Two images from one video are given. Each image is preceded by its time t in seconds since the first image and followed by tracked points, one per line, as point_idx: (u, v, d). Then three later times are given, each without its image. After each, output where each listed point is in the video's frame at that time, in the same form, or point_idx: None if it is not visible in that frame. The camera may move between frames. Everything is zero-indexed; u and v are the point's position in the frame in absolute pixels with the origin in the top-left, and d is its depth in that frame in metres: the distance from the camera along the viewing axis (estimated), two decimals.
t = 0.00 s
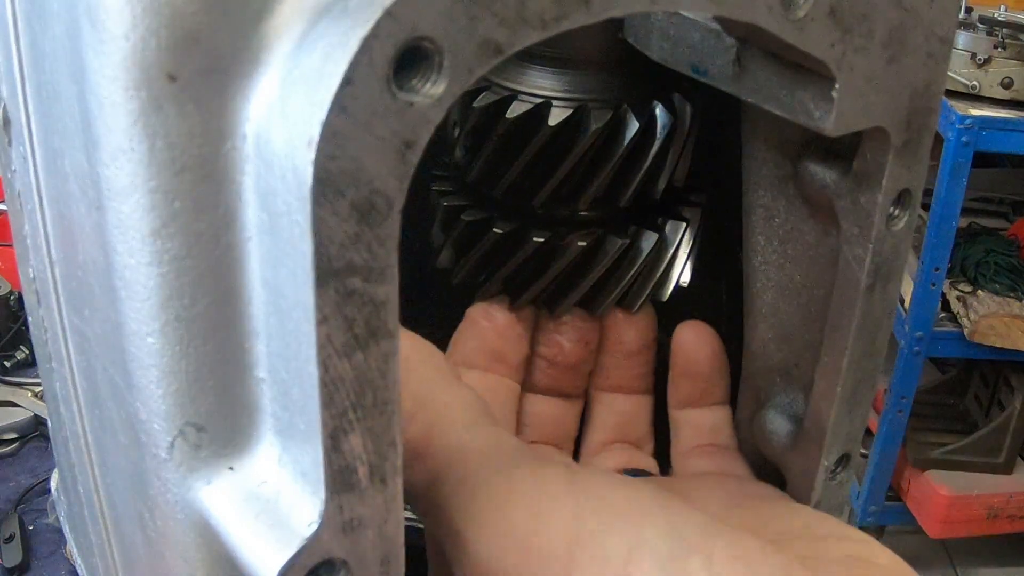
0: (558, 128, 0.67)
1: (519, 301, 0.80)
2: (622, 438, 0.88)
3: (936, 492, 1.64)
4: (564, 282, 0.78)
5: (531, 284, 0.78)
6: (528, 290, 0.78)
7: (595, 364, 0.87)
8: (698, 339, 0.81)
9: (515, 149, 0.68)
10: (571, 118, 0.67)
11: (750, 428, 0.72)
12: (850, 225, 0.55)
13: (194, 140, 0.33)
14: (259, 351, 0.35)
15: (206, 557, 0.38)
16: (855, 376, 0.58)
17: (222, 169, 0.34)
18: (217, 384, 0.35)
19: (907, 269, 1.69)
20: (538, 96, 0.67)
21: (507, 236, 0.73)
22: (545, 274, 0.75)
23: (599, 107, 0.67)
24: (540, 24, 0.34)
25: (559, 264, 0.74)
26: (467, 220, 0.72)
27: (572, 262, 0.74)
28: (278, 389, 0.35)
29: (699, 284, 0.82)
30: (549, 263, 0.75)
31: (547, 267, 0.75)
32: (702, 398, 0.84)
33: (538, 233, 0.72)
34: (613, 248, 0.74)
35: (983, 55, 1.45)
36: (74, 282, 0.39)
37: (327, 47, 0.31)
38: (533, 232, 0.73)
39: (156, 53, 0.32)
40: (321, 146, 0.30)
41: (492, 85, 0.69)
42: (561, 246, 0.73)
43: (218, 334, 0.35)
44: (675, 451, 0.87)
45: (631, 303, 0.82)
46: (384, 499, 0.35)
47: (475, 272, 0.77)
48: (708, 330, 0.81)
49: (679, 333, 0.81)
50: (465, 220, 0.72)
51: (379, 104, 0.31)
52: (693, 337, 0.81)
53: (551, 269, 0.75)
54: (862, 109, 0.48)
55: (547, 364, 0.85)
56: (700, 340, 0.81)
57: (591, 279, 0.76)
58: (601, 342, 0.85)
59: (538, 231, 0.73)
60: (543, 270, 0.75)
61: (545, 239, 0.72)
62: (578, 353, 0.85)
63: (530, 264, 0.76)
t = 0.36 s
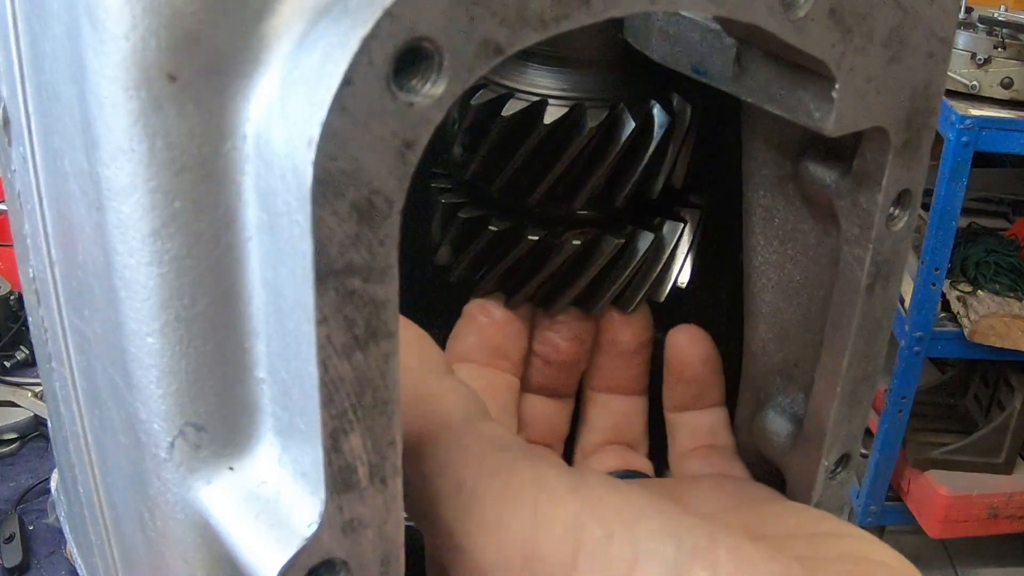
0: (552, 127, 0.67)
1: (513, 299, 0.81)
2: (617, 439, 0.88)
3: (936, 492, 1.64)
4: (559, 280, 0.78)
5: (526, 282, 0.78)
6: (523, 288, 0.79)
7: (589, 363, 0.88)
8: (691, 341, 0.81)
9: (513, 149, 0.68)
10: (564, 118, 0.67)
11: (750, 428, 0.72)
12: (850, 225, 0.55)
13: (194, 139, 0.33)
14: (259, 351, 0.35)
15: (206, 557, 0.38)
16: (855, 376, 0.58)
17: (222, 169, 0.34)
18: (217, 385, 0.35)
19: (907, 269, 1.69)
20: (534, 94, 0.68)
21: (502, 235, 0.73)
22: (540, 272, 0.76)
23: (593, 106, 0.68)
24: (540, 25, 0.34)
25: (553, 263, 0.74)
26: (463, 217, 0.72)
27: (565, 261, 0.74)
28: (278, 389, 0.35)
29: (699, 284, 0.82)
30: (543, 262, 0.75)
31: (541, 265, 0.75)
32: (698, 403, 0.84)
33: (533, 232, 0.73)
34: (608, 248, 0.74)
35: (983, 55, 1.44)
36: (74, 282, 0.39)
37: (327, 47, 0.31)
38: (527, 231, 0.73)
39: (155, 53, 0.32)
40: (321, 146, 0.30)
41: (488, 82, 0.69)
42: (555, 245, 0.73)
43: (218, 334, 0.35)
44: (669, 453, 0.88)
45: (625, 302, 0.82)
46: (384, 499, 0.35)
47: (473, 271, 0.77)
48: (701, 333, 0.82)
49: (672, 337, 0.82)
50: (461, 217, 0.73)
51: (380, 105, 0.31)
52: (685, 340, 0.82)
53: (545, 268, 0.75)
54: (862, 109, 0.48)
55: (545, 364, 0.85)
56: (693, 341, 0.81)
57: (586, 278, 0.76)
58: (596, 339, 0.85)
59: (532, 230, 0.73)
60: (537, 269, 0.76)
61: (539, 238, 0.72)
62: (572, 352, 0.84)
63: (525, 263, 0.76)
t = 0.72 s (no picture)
0: (553, 127, 0.67)
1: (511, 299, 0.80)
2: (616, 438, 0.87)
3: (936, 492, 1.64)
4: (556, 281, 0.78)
5: (522, 283, 0.77)
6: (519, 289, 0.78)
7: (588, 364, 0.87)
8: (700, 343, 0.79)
9: (511, 148, 0.68)
10: (563, 117, 0.67)
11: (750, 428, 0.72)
12: (849, 225, 0.55)
13: (195, 139, 0.33)
14: (259, 351, 0.35)
15: (205, 558, 0.38)
16: (855, 376, 0.58)
17: (222, 169, 0.34)
18: (217, 385, 0.35)
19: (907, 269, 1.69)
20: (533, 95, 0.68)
21: (500, 234, 0.73)
22: (536, 273, 0.75)
23: (593, 106, 0.68)
24: (540, 25, 0.34)
25: (549, 263, 0.73)
26: (461, 218, 0.72)
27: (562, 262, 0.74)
28: (278, 389, 0.35)
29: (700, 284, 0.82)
30: (539, 262, 0.74)
31: (538, 266, 0.75)
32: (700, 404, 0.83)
33: (529, 232, 0.72)
34: (604, 249, 0.74)
35: (983, 55, 1.44)
36: (74, 281, 0.39)
37: (327, 47, 0.31)
38: (524, 230, 0.72)
39: (156, 53, 0.32)
40: (321, 146, 0.30)
41: (487, 82, 0.70)
42: (551, 244, 0.72)
43: (218, 334, 0.35)
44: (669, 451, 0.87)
45: (622, 304, 0.82)
46: (384, 499, 0.35)
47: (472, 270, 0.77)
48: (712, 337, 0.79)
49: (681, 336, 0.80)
50: (460, 217, 0.72)
51: (380, 105, 0.31)
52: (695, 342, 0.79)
53: (541, 268, 0.74)
54: (862, 109, 0.48)
55: (542, 364, 0.85)
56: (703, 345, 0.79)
57: (582, 279, 0.76)
58: (595, 340, 0.85)
59: (529, 230, 0.72)
60: (534, 269, 0.75)
61: (536, 238, 0.72)
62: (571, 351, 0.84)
63: (522, 262, 0.75)
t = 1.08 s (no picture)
0: (551, 124, 0.67)
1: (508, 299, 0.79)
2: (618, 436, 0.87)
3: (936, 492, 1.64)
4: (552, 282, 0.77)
5: (518, 283, 0.76)
6: (516, 290, 0.77)
7: (588, 363, 0.87)
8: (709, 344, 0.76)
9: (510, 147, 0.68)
10: (563, 117, 0.67)
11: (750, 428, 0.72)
12: (850, 225, 0.55)
13: (195, 139, 0.33)
14: (259, 351, 0.35)
15: (205, 558, 0.38)
16: (855, 377, 0.58)
17: (222, 169, 0.34)
18: (217, 385, 0.35)
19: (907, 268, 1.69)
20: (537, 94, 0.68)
21: (498, 233, 0.72)
22: (533, 273, 0.74)
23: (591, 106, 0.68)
24: (540, 25, 0.34)
25: (546, 262, 0.73)
26: (461, 215, 0.72)
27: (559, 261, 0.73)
28: (278, 389, 0.35)
29: (700, 283, 0.82)
30: (536, 262, 0.73)
31: (535, 265, 0.74)
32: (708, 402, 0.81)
33: (527, 231, 0.71)
34: (602, 249, 0.72)
35: (983, 55, 1.46)
36: (74, 281, 0.39)
37: (326, 47, 0.31)
38: (521, 229, 0.72)
39: (156, 53, 0.32)
40: (321, 146, 0.30)
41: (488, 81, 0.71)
42: (548, 244, 0.72)
43: (218, 334, 0.35)
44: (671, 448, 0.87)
45: (622, 303, 0.81)
46: (384, 500, 0.35)
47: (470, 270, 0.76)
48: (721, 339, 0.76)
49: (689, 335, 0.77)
50: (460, 215, 0.72)
51: (380, 105, 0.31)
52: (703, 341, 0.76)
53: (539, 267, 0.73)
54: (862, 109, 0.48)
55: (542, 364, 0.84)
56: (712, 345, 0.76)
57: (578, 280, 0.75)
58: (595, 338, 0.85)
59: (526, 229, 0.72)
60: (531, 270, 0.74)
61: (533, 236, 0.71)
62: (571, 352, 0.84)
63: (519, 262, 0.74)
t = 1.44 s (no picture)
0: (551, 125, 0.67)
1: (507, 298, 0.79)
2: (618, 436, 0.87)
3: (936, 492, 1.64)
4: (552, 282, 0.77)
5: (517, 284, 0.76)
6: (515, 290, 0.77)
7: (588, 363, 0.87)
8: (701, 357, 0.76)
9: (510, 146, 0.68)
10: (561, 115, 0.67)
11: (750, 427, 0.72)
12: (849, 225, 0.55)
13: (195, 139, 0.33)
14: (259, 351, 0.35)
15: (206, 558, 0.38)
16: (855, 376, 0.58)
17: (222, 169, 0.34)
18: (217, 384, 0.35)
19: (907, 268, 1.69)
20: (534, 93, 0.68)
21: (498, 233, 0.72)
22: (531, 273, 0.74)
23: (591, 106, 0.68)
24: (540, 25, 0.34)
25: (545, 263, 0.73)
26: (460, 215, 0.72)
27: (558, 261, 0.73)
28: (278, 389, 0.35)
29: (699, 283, 0.82)
30: (535, 262, 0.73)
31: (533, 265, 0.74)
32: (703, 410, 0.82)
33: (527, 231, 0.72)
34: (601, 250, 0.72)
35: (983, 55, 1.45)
36: (74, 282, 0.39)
37: (326, 48, 0.31)
38: (521, 229, 0.72)
39: (156, 53, 0.32)
40: (321, 147, 0.30)
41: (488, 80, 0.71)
42: (548, 244, 0.72)
43: (218, 333, 0.35)
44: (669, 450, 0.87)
45: (622, 303, 0.81)
46: (384, 499, 0.35)
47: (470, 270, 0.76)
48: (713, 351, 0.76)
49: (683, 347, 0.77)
50: (459, 216, 0.72)
51: (380, 104, 0.31)
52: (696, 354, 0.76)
53: (538, 268, 0.73)
54: (862, 109, 0.48)
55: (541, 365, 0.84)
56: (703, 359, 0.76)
57: (577, 280, 0.75)
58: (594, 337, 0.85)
59: (527, 229, 0.72)
60: (530, 270, 0.74)
61: (533, 237, 0.71)
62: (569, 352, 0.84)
63: (519, 262, 0.74)
